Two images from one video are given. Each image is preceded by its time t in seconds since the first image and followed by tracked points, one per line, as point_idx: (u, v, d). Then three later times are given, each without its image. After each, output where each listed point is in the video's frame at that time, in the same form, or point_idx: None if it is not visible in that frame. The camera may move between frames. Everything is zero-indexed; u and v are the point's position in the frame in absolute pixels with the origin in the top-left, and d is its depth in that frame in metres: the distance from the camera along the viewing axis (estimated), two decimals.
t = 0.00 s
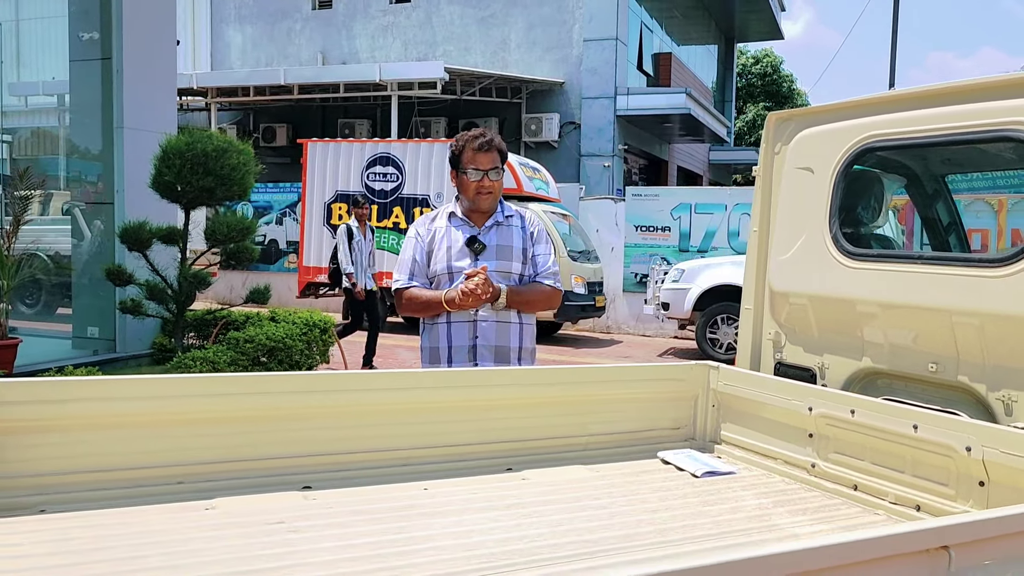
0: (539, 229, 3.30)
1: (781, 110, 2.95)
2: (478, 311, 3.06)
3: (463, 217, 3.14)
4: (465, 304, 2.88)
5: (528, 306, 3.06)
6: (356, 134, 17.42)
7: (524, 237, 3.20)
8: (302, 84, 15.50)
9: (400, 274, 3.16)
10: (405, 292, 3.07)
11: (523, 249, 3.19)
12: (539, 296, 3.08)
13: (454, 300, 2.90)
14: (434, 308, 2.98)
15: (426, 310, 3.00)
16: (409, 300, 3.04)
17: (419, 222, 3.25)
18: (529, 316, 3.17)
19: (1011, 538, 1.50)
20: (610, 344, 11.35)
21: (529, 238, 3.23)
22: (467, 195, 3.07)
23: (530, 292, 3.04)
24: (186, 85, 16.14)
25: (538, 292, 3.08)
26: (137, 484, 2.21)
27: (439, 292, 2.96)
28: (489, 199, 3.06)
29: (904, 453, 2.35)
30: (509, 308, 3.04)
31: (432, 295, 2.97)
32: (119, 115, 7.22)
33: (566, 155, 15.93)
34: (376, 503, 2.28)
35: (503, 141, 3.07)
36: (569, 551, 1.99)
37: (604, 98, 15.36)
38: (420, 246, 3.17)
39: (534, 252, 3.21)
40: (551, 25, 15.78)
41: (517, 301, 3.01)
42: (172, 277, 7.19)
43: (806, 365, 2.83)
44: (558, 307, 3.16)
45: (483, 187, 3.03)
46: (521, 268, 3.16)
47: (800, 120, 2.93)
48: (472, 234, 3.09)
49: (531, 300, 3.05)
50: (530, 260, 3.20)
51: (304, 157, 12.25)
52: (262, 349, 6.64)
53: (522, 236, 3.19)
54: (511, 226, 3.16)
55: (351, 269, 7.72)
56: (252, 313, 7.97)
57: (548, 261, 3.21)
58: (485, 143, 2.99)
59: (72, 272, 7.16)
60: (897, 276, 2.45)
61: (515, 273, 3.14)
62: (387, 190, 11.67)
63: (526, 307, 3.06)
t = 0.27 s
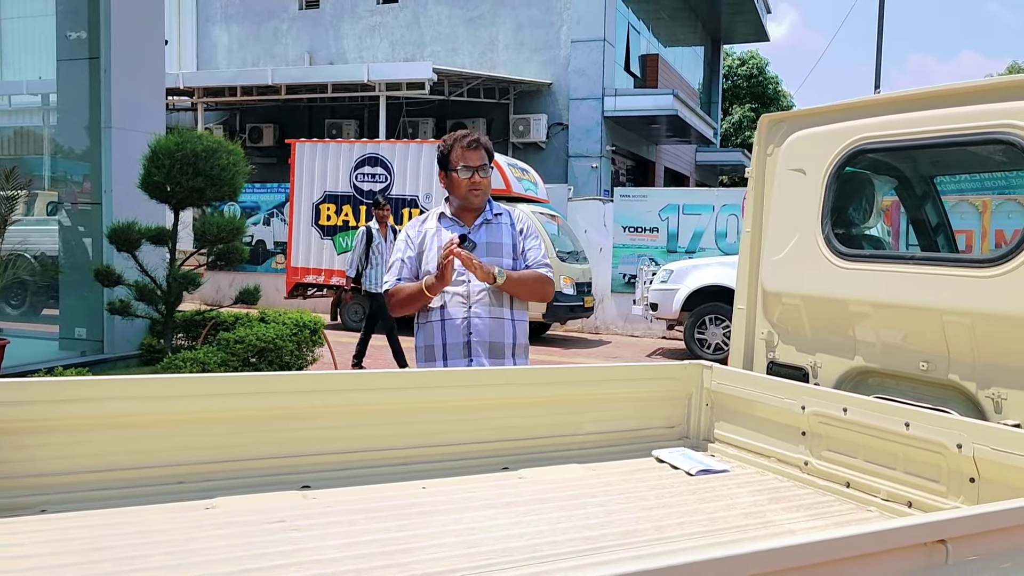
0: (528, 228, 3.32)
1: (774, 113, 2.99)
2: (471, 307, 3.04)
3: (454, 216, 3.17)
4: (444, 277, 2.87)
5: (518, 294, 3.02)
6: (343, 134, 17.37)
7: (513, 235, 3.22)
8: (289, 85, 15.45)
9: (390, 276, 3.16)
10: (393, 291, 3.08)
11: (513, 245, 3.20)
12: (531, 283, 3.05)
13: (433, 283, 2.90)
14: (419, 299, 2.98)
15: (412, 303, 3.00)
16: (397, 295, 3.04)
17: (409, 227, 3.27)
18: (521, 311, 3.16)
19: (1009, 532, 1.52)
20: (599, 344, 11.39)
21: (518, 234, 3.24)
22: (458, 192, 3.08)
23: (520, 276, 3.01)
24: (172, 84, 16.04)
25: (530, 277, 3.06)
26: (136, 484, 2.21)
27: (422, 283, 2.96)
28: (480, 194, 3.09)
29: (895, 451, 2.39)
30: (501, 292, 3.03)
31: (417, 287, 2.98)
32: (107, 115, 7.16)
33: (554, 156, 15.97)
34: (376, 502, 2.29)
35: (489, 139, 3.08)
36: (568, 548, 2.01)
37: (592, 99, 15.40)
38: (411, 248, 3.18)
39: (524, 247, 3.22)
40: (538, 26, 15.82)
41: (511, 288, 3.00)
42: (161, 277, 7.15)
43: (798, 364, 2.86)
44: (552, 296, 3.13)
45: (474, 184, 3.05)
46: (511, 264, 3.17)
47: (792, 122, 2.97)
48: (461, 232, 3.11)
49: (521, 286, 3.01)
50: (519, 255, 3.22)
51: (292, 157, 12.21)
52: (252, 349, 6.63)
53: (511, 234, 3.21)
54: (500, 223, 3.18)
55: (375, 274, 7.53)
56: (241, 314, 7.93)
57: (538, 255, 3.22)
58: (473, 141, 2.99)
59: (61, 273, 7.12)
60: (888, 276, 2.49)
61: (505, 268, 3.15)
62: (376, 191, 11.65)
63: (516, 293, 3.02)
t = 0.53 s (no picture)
0: (515, 229, 3.33)
1: (762, 117, 3.03)
2: (462, 308, 3.05)
3: (443, 220, 3.19)
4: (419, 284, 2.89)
5: (506, 293, 3.02)
6: (328, 136, 17.32)
7: (501, 237, 3.23)
8: (275, 86, 15.39)
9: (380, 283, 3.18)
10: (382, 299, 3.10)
11: (501, 247, 3.22)
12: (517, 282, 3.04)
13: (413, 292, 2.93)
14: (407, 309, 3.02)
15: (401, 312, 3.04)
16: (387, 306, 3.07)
17: (398, 233, 3.29)
18: (512, 311, 3.17)
19: (997, 530, 1.55)
20: (586, 346, 11.43)
21: (506, 236, 3.26)
22: (445, 196, 3.10)
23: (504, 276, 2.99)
24: (157, 85, 15.92)
25: (516, 276, 3.05)
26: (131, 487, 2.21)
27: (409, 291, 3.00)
28: (467, 198, 3.10)
29: (882, 451, 2.42)
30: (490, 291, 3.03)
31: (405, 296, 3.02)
32: (92, 115, 7.11)
33: (541, 159, 16.01)
34: (371, 504, 2.30)
35: (476, 143, 3.09)
36: (562, 548, 2.03)
37: (578, 102, 15.45)
38: (399, 255, 3.19)
39: (513, 248, 3.24)
40: (524, 29, 15.86)
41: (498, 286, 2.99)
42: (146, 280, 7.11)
43: (786, 366, 2.90)
44: (542, 295, 3.11)
45: (461, 188, 3.06)
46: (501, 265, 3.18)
47: (780, 127, 3.01)
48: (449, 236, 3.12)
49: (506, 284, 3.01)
50: (508, 256, 3.23)
51: (278, 159, 12.16)
52: (239, 352, 6.62)
53: (499, 236, 3.23)
54: (488, 226, 3.20)
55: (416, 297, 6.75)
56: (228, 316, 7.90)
57: (527, 254, 3.23)
58: (460, 145, 3.01)
59: (44, 276, 7.06)
60: (875, 279, 2.53)
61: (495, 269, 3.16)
62: (363, 193, 11.63)
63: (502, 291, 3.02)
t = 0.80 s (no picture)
0: (506, 233, 3.34)
1: (751, 122, 3.06)
2: (451, 310, 3.05)
3: (433, 224, 3.19)
4: (419, 285, 2.88)
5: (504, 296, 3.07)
6: (314, 139, 17.26)
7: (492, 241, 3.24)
8: (261, 88, 15.32)
9: (370, 282, 3.17)
10: (372, 297, 3.08)
11: (491, 250, 3.23)
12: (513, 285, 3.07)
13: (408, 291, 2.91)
14: (396, 305, 2.99)
15: (390, 309, 3.01)
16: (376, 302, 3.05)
17: (389, 233, 3.28)
18: (500, 315, 3.18)
19: (984, 530, 1.57)
20: (572, 349, 11.45)
21: (497, 240, 3.27)
22: (434, 200, 3.10)
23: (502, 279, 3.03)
24: (141, 87, 15.81)
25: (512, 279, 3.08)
26: (123, 489, 2.21)
27: (399, 289, 2.98)
28: (456, 202, 3.10)
29: (869, 453, 2.45)
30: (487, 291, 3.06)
31: (395, 293, 2.99)
32: (77, 116, 7.06)
33: (527, 162, 16.03)
34: (362, 507, 2.30)
35: (466, 147, 3.11)
36: (553, 549, 2.05)
37: (564, 105, 15.49)
38: (390, 255, 3.18)
39: (503, 252, 3.25)
40: (511, 33, 15.88)
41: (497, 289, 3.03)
42: (132, 283, 7.06)
43: (774, 368, 2.93)
44: (531, 300, 3.15)
45: (450, 191, 3.06)
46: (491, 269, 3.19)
47: (768, 132, 3.04)
48: (440, 238, 3.13)
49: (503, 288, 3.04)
50: (498, 260, 3.24)
51: (264, 161, 12.11)
52: (225, 355, 6.55)
53: (489, 239, 3.23)
54: (478, 229, 3.21)
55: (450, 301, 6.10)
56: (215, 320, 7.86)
57: (517, 259, 3.25)
58: (449, 148, 3.02)
59: (29, 278, 7.00)
60: (861, 283, 2.57)
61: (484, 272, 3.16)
62: (349, 196, 11.59)
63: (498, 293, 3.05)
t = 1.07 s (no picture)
0: (498, 239, 3.35)
1: (742, 127, 3.08)
2: (445, 314, 3.06)
3: (428, 227, 3.18)
4: (425, 291, 2.89)
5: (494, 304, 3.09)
6: (303, 142, 17.20)
7: (486, 246, 3.26)
8: (249, 91, 15.26)
9: (363, 284, 3.15)
10: (366, 296, 3.05)
11: (486, 256, 3.25)
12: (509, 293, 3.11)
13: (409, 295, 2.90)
14: (393, 307, 2.97)
15: (384, 311, 2.99)
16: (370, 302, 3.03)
17: (382, 235, 3.27)
18: (492, 319, 3.20)
19: (976, 531, 1.59)
20: (561, 353, 11.46)
21: (491, 245, 3.28)
22: (430, 203, 3.10)
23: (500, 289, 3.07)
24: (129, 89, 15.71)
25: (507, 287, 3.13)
26: (113, 493, 2.20)
27: (397, 292, 2.95)
28: (451, 206, 3.11)
29: (860, 456, 2.47)
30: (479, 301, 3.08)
31: (392, 296, 2.97)
32: (65, 118, 7.01)
33: (517, 166, 16.05)
34: (355, 511, 2.30)
35: (463, 152, 3.12)
36: (547, 552, 2.05)
37: (554, 109, 15.51)
38: (383, 257, 3.17)
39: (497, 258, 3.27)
40: (500, 36, 15.90)
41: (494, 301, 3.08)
42: (120, 286, 7.02)
43: (765, 372, 2.95)
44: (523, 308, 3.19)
45: (445, 195, 3.07)
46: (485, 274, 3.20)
47: (759, 137, 3.06)
48: (435, 242, 3.13)
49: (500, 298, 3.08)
50: (491, 265, 3.26)
51: (253, 164, 12.06)
52: (214, 358, 6.54)
53: (483, 244, 3.25)
54: (473, 235, 3.21)
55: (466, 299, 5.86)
56: (203, 323, 7.81)
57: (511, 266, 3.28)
58: (446, 152, 3.03)
59: (15, 281, 6.96)
60: (852, 287, 2.59)
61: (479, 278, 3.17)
62: (338, 199, 11.56)
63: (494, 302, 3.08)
